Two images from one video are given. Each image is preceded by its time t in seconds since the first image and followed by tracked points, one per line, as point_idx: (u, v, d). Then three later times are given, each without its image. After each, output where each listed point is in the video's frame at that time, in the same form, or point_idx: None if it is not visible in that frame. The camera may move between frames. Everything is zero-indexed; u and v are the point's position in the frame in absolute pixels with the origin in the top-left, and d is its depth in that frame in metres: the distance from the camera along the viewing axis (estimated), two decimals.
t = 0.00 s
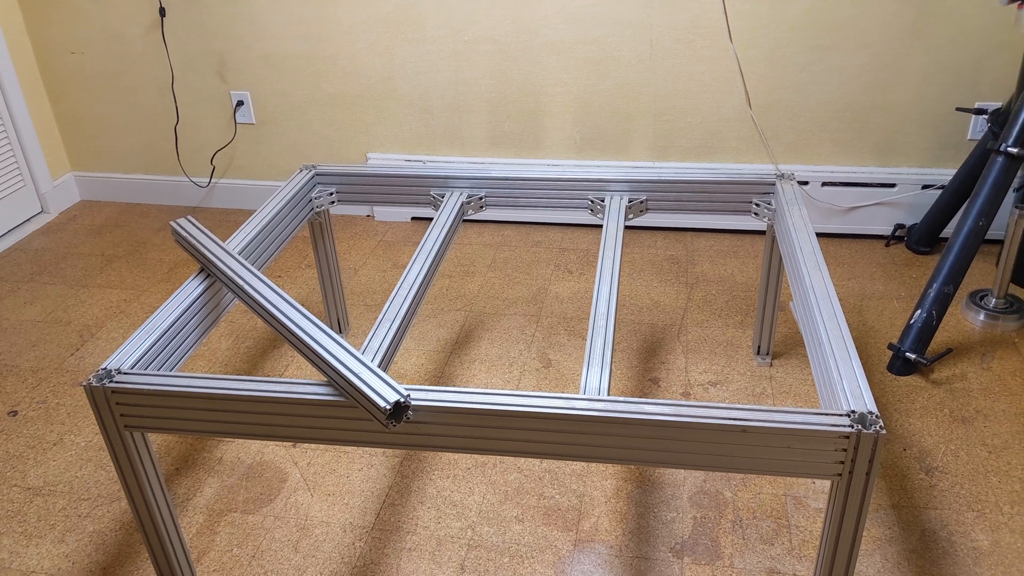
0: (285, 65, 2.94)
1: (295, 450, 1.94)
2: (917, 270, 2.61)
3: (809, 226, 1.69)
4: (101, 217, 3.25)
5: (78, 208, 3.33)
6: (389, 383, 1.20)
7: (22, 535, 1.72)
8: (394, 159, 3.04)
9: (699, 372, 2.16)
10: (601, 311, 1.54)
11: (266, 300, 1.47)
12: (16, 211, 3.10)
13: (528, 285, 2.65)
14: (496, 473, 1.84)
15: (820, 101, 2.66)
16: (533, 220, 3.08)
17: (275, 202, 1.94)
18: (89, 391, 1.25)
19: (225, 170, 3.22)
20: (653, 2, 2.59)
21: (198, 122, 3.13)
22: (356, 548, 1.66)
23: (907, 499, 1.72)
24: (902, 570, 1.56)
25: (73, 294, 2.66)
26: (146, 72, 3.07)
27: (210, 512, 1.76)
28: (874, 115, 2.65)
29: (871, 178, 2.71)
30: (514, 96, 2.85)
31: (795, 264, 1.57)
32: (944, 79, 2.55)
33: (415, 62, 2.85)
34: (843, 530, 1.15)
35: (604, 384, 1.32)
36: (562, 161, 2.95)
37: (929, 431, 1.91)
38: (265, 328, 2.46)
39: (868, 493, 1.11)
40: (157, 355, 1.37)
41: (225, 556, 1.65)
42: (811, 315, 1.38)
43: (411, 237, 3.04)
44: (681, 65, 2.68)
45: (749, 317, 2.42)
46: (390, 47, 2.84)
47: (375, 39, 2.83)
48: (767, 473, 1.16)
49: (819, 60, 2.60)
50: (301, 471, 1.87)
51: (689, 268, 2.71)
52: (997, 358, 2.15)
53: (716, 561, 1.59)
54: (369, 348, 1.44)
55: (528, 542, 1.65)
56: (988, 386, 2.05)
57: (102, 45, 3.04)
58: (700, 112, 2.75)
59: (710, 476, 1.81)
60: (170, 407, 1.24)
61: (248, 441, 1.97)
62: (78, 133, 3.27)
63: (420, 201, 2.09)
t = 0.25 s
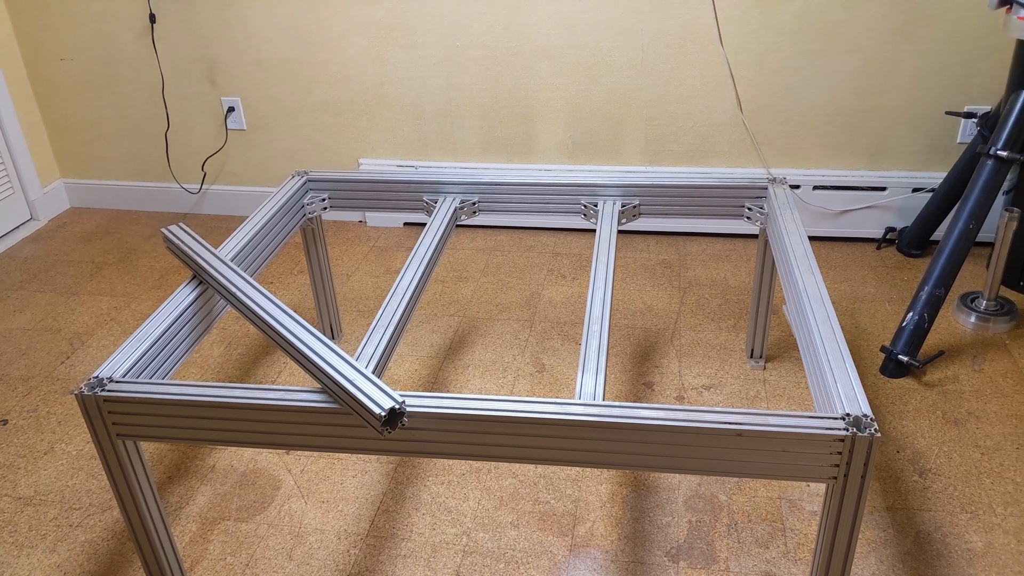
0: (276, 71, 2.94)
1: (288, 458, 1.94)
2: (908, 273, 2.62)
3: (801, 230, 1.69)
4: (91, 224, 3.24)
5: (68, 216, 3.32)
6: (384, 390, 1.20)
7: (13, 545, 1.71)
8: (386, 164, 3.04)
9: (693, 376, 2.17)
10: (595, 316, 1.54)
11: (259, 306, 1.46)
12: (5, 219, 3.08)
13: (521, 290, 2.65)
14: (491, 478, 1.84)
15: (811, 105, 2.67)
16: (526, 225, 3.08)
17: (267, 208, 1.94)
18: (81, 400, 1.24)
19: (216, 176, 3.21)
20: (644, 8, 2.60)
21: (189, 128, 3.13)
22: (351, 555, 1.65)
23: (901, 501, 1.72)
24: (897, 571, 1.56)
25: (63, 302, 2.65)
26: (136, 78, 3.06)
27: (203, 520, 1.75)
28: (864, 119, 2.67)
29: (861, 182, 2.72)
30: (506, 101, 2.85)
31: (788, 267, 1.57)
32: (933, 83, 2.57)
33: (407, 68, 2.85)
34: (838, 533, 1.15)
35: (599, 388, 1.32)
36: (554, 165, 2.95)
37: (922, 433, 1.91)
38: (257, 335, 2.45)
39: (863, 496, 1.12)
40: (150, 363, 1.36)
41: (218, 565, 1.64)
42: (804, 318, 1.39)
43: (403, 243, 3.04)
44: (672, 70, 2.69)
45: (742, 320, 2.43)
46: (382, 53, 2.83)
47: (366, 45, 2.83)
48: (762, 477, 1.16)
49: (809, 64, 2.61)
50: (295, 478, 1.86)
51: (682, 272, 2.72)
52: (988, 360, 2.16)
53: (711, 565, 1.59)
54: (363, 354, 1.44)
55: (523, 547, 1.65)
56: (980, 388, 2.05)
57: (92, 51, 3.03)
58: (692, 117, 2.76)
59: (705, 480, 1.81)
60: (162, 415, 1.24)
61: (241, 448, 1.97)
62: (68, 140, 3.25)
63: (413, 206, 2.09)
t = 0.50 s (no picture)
0: (265, 75, 2.93)
1: (279, 463, 1.92)
2: (898, 274, 2.63)
3: (792, 232, 1.70)
4: (79, 230, 3.21)
5: (55, 222, 3.29)
6: (376, 394, 1.19)
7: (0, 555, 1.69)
8: (376, 168, 3.03)
9: (685, 378, 2.16)
10: (588, 319, 1.54)
11: (249, 311, 1.45)
12: None
13: (512, 293, 2.64)
14: (484, 482, 1.83)
15: (800, 107, 2.68)
16: (517, 228, 3.08)
17: (256, 213, 1.93)
18: (69, 407, 1.23)
19: (205, 181, 3.20)
20: (634, 11, 2.61)
21: (177, 133, 3.11)
22: (343, 561, 1.64)
23: (894, 502, 1.72)
24: (891, 572, 1.56)
25: (51, 308, 2.63)
26: (124, 83, 3.04)
27: (194, 528, 1.73)
28: (853, 121, 2.67)
29: (851, 183, 2.73)
30: (496, 105, 2.85)
31: (780, 269, 1.57)
32: (921, 85, 2.58)
33: (397, 72, 2.84)
34: (833, 533, 1.14)
35: (592, 391, 1.31)
36: (544, 169, 2.95)
37: (914, 433, 1.92)
38: (247, 340, 2.43)
39: (857, 496, 1.11)
40: (139, 370, 1.35)
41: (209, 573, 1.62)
42: (797, 319, 1.38)
43: (394, 247, 3.03)
44: (662, 73, 2.69)
45: (734, 322, 2.43)
46: (371, 57, 2.83)
47: (356, 49, 2.83)
48: (756, 478, 1.16)
49: (798, 67, 2.62)
50: (286, 484, 1.85)
51: (673, 275, 2.72)
52: (979, 360, 2.16)
53: (706, 568, 1.58)
54: (355, 358, 1.43)
55: (517, 552, 1.64)
56: (971, 388, 2.06)
57: (79, 56, 3.01)
58: (681, 120, 2.76)
59: (698, 482, 1.80)
60: (153, 421, 1.22)
61: (232, 454, 1.95)
62: (55, 145, 3.23)
63: (404, 210, 2.08)
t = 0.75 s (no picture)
0: (255, 77, 2.92)
1: (272, 467, 1.92)
2: (889, 274, 2.64)
3: (784, 232, 1.70)
4: (69, 233, 3.20)
5: (45, 225, 3.27)
6: (369, 396, 1.18)
7: None
8: (368, 170, 3.02)
9: (678, 378, 2.16)
10: (581, 320, 1.53)
11: (241, 314, 1.44)
12: None
13: (505, 295, 2.64)
14: (477, 484, 1.83)
15: (791, 108, 2.69)
16: (509, 230, 3.07)
17: (248, 215, 1.92)
18: (60, 411, 1.22)
19: (196, 184, 3.19)
20: (625, 13, 2.61)
21: (168, 136, 3.10)
22: (336, 564, 1.63)
23: (887, 501, 1.73)
24: (884, 571, 1.57)
25: (40, 312, 2.61)
26: (113, 86, 3.03)
27: (186, 531, 1.72)
28: (843, 122, 2.68)
29: (842, 184, 2.74)
30: (488, 106, 2.85)
31: (772, 269, 1.57)
32: (911, 86, 2.59)
33: (388, 74, 2.84)
34: (827, 532, 1.14)
35: (586, 392, 1.31)
36: (536, 170, 2.94)
37: (906, 432, 1.92)
38: (239, 343, 2.42)
39: (851, 495, 1.11)
40: (130, 373, 1.34)
41: None
42: (789, 319, 1.39)
43: (386, 249, 3.02)
44: (654, 74, 2.70)
45: (726, 322, 2.43)
46: (362, 59, 2.82)
47: (347, 51, 2.82)
48: (750, 478, 1.16)
49: (789, 68, 2.62)
50: (279, 487, 1.84)
51: (666, 276, 2.72)
52: (970, 360, 2.17)
53: (700, 568, 1.58)
54: (348, 361, 1.42)
55: (511, 553, 1.64)
56: (963, 387, 2.07)
57: (68, 59, 3.00)
58: (673, 121, 2.77)
59: (692, 482, 1.80)
60: (145, 425, 1.22)
61: (224, 458, 1.94)
62: (45, 149, 3.22)
63: (396, 212, 2.07)
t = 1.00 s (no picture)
0: (246, 80, 2.91)
1: (264, 471, 1.91)
2: (880, 274, 2.65)
3: (776, 233, 1.70)
4: (58, 238, 3.18)
5: (34, 230, 3.26)
6: (363, 400, 1.18)
7: None
8: (359, 173, 3.02)
9: (671, 380, 2.17)
10: (574, 322, 1.53)
11: (232, 318, 1.44)
12: None
13: (497, 298, 2.64)
14: (471, 488, 1.82)
15: (781, 110, 2.70)
16: (501, 233, 3.07)
17: (238, 219, 1.91)
18: (51, 417, 1.21)
19: (186, 188, 3.17)
20: (615, 15, 2.61)
21: (157, 139, 3.09)
22: (330, 568, 1.63)
23: (880, 501, 1.73)
24: (878, 571, 1.57)
25: (30, 318, 2.59)
26: (102, 89, 3.01)
27: (178, 537, 1.72)
28: (833, 123, 2.69)
29: (832, 185, 2.75)
30: (479, 109, 2.85)
31: (764, 270, 1.58)
32: (900, 87, 2.60)
33: (379, 76, 2.84)
34: (821, 533, 1.15)
35: (579, 394, 1.31)
36: (528, 173, 2.94)
37: (898, 432, 1.93)
38: (230, 347, 2.42)
39: (845, 495, 1.12)
40: (121, 378, 1.33)
41: None
42: (782, 320, 1.39)
43: (377, 252, 3.01)
44: (644, 76, 2.70)
45: (718, 324, 2.44)
46: (352, 61, 2.82)
47: (337, 54, 2.82)
48: (744, 479, 1.16)
49: (778, 69, 2.63)
50: (272, 492, 1.84)
51: (658, 277, 2.72)
52: (961, 359, 2.18)
53: (694, 569, 1.58)
54: (340, 364, 1.42)
55: (505, 556, 1.63)
56: (954, 386, 2.07)
57: (56, 63, 2.98)
58: (664, 123, 2.77)
59: (685, 484, 1.80)
60: (137, 430, 1.21)
61: (216, 463, 1.93)
62: (34, 153, 3.20)
63: (387, 215, 2.07)
